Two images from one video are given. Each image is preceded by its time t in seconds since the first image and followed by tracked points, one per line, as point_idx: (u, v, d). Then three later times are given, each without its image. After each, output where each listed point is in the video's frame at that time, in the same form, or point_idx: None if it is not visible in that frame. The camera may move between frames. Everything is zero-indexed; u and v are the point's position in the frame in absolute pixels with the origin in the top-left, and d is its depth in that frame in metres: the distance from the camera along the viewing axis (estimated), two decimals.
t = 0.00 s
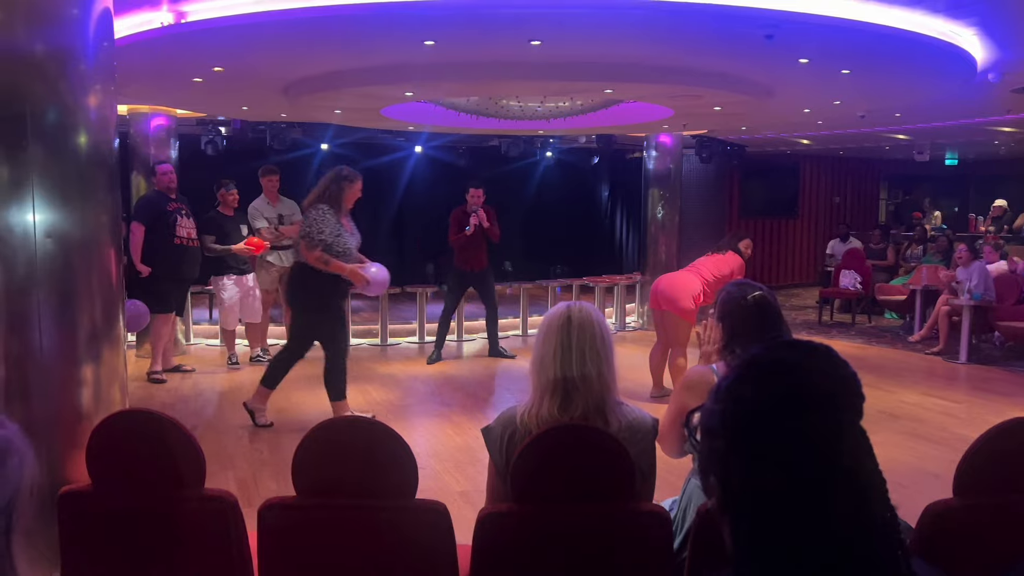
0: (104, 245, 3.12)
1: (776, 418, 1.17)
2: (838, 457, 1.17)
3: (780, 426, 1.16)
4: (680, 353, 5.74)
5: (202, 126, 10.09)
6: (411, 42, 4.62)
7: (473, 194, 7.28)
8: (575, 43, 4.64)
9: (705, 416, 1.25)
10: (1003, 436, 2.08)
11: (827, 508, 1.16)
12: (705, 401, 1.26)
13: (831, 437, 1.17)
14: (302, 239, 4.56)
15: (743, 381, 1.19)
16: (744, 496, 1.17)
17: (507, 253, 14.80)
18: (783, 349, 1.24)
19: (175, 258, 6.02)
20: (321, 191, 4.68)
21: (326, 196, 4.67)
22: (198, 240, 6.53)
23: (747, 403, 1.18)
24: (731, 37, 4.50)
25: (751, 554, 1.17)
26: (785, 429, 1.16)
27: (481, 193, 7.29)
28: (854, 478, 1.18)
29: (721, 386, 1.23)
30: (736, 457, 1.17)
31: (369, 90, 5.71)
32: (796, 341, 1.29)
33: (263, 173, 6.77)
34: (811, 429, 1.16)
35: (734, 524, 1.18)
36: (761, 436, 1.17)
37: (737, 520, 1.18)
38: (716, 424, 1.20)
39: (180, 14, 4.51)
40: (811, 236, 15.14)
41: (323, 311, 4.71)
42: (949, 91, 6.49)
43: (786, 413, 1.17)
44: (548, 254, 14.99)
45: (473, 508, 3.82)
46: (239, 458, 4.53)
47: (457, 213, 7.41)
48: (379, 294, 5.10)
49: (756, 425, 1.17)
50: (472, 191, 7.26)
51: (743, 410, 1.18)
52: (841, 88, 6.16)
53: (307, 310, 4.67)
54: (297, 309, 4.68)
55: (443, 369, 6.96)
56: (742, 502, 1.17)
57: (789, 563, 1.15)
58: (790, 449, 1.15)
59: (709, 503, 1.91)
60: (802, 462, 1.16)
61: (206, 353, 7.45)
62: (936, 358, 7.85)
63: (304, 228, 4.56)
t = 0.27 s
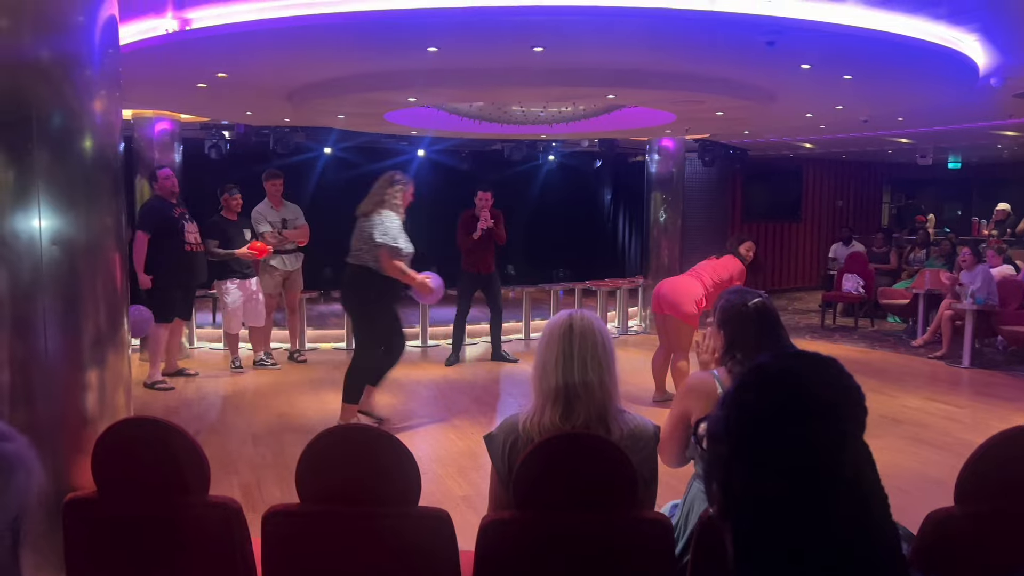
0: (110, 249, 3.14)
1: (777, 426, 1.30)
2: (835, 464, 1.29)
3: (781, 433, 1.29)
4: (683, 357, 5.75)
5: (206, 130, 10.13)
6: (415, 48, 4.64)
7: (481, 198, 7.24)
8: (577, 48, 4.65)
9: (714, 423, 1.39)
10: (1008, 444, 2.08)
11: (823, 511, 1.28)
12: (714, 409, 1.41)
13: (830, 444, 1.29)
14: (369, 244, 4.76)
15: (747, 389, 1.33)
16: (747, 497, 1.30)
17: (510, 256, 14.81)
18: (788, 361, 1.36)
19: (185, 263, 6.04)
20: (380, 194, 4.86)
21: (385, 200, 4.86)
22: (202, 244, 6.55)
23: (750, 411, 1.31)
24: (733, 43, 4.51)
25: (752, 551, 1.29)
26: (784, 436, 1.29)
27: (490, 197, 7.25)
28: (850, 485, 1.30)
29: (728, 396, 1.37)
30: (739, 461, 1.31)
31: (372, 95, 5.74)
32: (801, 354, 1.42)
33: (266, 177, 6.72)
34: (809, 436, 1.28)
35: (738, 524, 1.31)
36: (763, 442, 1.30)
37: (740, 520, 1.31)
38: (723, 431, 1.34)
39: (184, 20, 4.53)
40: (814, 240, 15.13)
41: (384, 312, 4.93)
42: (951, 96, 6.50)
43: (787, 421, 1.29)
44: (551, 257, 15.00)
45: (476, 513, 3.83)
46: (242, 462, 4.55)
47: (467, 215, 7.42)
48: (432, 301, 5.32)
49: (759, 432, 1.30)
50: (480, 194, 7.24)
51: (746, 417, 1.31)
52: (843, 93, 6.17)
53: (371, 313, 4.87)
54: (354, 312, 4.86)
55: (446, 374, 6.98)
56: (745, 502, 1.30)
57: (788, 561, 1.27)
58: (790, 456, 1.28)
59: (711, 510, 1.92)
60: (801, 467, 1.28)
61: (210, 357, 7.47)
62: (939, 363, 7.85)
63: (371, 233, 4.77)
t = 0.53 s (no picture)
0: (115, 253, 3.12)
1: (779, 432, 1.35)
2: (836, 471, 1.33)
3: (781, 440, 1.33)
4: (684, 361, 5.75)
5: (210, 135, 10.17)
6: (417, 54, 4.66)
7: (485, 204, 7.37)
8: (579, 54, 4.66)
9: (722, 429, 1.44)
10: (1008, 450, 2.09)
11: (824, 516, 1.32)
12: (722, 416, 1.46)
13: (832, 452, 1.33)
14: (433, 251, 4.93)
15: (753, 396, 1.38)
16: (749, 502, 1.35)
17: (512, 260, 14.82)
18: (795, 369, 1.40)
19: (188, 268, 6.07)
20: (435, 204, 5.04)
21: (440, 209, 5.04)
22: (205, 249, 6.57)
23: (753, 418, 1.36)
24: (735, 49, 4.52)
25: (755, 556, 1.34)
26: (786, 443, 1.33)
27: (492, 202, 7.38)
28: (851, 491, 1.33)
29: (735, 403, 1.42)
30: (742, 466, 1.36)
31: (374, 101, 5.76)
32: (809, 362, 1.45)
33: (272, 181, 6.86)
34: (811, 444, 1.32)
35: (742, 527, 1.36)
36: (766, 448, 1.34)
37: (743, 525, 1.36)
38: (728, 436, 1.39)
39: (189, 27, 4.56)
40: (816, 244, 15.14)
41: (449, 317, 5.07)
42: (953, 101, 6.51)
43: (790, 428, 1.33)
44: (553, 261, 14.99)
45: (478, 518, 3.83)
46: (245, 466, 4.55)
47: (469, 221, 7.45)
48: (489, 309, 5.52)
49: (761, 439, 1.35)
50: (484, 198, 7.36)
51: (751, 423, 1.36)
52: (845, 98, 6.18)
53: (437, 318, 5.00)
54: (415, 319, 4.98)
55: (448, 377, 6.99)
56: (747, 507, 1.35)
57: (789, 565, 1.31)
58: (791, 462, 1.32)
59: (712, 517, 1.93)
60: (803, 473, 1.32)
61: (213, 361, 7.49)
62: (941, 367, 7.84)
63: (434, 239, 4.93)
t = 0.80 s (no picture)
0: (115, 257, 3.14)
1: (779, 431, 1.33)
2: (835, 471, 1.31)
3: (782, 438, 1.31)
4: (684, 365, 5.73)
5: (210, 137, 10.18)
6: (418, 57, 4.67)
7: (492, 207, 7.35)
8: (579, 59, 4.67)
9: (720, 429, 1.41)
10: (1006, 455, 2.11)
11: (824, 518, 1.30)
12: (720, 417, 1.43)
13: (832, 452, 1.31)
14: (485, 250, 5.02)
15: (753, 395, 1.36)
16: (749, 502, 1.32)
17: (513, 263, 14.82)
18: (796, 370, 1.39)
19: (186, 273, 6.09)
20: (487, 205, 5.17)
21: (491, 210, 5.16)
22: (204, 252, 6.56)
23: (754, 417, 1.34)
24: (735, 54, 4.53)
25: (753, 557, 1.30)
26: (787, 442, 1.31)
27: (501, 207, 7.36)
28: (850, 493, 1.32)
29: (734, 403, 1.40)
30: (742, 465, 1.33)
31: (374, 104, 5.77)
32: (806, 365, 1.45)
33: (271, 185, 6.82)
34: (811, 443, 1.31)
35: (739, 529, 1.33)
36: (766, 448, 1.32)
37: (742, 526, 1.32)
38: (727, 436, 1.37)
39: (189, 30, 4.58)
40: (816, 247, 15.15)
41: (502, 316, 5.14)
42: (953, 106, 6.52)
43: (792, 427, 1.32)
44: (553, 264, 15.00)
45: (478, 522, 3.83)
46: (244, 470, 4.55)
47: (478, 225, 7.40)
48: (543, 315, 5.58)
49: (762, 437, 1.32)
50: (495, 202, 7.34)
51: (751, 422, 1.34)
52: (845, 102, 6.19)
53: (490, 314, 5.10)
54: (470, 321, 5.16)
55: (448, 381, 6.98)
56: (747, 507, 1.32)
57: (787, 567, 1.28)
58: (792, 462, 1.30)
59: (712, 521, 1.93)
60: (802, 473, 1.30)
61: (213, 364, 7.49)
62: (941, 371, 7.85)
63: (485, 238, 5.03)
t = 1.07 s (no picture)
0: (112, 258, 3.14)
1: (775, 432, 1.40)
2: (828, 472, 1.39)
3: (776, 441, 1.39)
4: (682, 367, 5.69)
5: (209, 139, 10.18)
6: (417, 59, 4.67)
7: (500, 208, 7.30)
8: (578, 61, 4.67)
9: (721, 429, 1.50)
10: (1005, 458, 2.11)
11: (816, 516, 1.38)
12: (721, 418, 1.52)
13: (825, 452, 1.38)
14: (542, 255, 5.60)
15: (750, 396, 1.44)
16: (745, 501, 1.41)
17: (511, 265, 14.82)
18: (792, 371, 1.46)
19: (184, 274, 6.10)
20: (542, 213, 5.71)
21: (545, 218, 5.71)
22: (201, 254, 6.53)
23: (750, 419, 1.42)
24: (733, 56, 4.53)
25: (748, 551, 1.40)
26: (781, 443, 1.39)
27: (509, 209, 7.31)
28: (843, 491, 1.39)
29: (734, 404, 1.48)
30: (738, 466, 1.42)
31: (373, 106, 5.77)
32: (806, 365, 1.51)
33: (269, 186, 6.85)
34: (805, 444, 1.38)
35: (736, 526, 1.42)
36: (761, 450, 1.40)
37: (738, 523, 1.42)
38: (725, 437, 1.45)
39: (188, 32, 4.57)
40: (815, 250, 15.16)
41: (556, 313, 5.72)
42: (951, 109, 6.52)
43: (785, 429, 1.39)
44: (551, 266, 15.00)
45: (476, 524, 3.83)
46: (242, 472, 4.54)
47: (482, 228, 7.34)
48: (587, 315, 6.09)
49: (757, 439, 1.41)
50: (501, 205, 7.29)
51: (748, 424, 1.42)
52: (843, 105, 6.20)
53: (544, 310, 5.68)
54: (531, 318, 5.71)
55: (447, 383, 6.99)
56: (742, 506, 1.41)
57: (780, 562, 1.37)
58: (785, 463, 1.38)
59: (710, 522, 1.92)
60: (796, 473, 1.38)
61: (211, 365, 7.48)
62: (939, 374, 7.85)
63: (542, 244, 5.60)
